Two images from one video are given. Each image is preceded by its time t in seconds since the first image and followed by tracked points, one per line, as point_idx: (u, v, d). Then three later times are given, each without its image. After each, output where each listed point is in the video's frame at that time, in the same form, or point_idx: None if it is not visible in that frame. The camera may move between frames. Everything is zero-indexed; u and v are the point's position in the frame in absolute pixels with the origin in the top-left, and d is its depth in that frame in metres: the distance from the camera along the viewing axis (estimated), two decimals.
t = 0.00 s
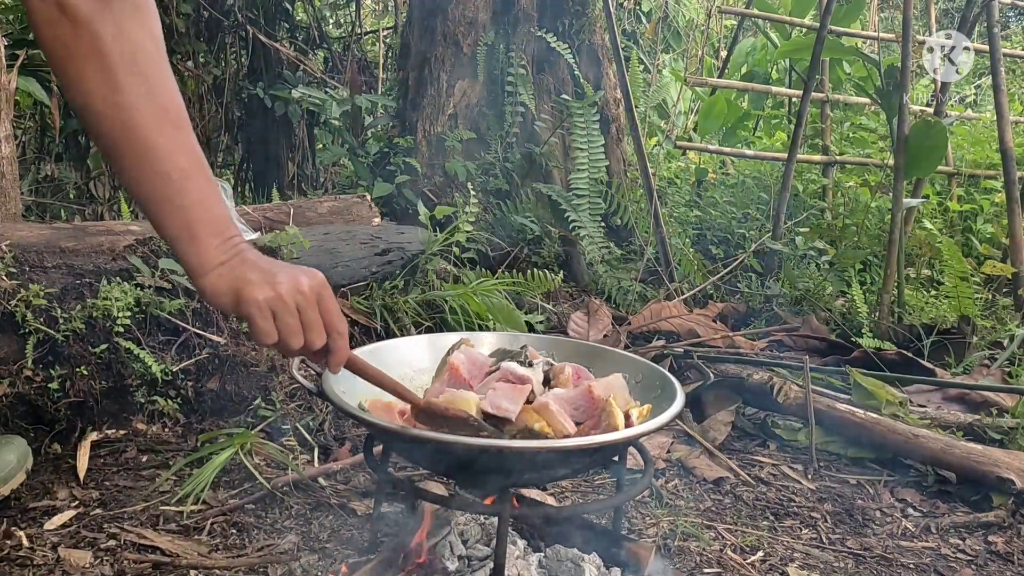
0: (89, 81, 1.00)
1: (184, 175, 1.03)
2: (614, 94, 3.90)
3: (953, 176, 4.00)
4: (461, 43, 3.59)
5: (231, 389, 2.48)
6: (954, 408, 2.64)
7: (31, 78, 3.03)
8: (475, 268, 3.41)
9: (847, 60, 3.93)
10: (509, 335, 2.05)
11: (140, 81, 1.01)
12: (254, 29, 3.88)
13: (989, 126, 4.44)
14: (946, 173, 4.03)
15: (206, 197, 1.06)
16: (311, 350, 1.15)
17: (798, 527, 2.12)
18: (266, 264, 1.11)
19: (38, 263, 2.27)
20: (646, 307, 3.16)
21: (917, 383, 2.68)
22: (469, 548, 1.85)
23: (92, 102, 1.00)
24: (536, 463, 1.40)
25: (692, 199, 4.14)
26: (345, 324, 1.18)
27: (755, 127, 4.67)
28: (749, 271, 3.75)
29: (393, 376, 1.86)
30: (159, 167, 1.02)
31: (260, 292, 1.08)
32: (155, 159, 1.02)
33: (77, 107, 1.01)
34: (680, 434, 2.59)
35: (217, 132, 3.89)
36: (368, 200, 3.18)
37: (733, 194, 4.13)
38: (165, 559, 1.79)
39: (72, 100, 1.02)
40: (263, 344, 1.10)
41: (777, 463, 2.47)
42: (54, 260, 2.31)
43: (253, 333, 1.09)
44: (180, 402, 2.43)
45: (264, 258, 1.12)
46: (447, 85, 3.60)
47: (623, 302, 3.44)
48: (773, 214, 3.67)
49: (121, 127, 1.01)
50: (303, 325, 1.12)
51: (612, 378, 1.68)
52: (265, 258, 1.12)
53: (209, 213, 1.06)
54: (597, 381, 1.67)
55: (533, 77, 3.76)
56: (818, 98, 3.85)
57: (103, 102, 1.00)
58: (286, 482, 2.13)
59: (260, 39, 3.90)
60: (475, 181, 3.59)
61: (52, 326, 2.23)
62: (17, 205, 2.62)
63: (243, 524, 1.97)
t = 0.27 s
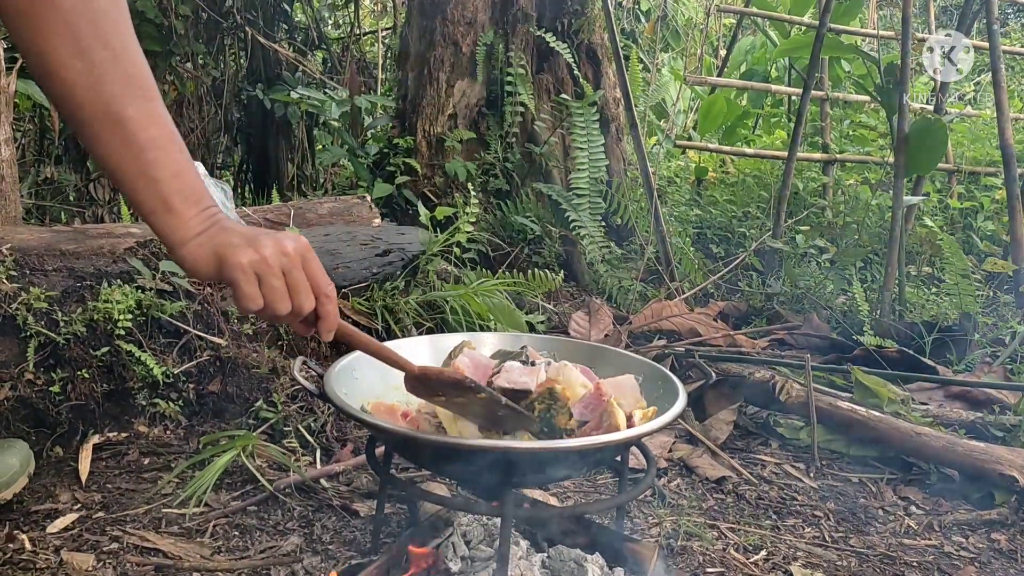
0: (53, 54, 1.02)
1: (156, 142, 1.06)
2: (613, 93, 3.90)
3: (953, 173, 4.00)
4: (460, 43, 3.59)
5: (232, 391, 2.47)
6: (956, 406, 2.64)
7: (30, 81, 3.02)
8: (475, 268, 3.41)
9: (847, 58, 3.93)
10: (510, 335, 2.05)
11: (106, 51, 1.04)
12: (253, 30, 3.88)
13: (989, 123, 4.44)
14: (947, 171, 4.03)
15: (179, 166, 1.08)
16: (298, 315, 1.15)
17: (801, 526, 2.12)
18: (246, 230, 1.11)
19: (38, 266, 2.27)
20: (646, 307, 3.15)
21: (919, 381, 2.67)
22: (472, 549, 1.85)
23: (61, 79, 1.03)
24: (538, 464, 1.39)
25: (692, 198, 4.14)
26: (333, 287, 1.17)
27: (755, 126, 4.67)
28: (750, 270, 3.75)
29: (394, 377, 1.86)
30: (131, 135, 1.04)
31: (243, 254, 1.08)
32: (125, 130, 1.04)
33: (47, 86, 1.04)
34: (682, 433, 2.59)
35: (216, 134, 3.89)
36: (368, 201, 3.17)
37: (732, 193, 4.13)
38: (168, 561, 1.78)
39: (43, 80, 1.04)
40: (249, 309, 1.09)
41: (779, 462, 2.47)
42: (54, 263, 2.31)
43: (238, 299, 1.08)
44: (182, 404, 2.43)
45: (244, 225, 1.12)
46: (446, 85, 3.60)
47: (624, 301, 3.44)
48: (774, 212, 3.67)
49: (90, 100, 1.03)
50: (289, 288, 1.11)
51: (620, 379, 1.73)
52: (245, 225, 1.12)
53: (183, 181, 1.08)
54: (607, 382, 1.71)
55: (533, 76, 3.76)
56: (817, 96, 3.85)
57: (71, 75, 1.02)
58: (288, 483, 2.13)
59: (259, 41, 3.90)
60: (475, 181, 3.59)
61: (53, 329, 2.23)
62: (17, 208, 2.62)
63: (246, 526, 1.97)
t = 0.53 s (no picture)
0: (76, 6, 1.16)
1: (171, 78, 1.18)
2: (614, 93, 3.90)
3: (953, 174, 4.01)
4: (461, 43, 3.59)
5: (231, 389, 2.47)
6: (955, 406, 2.64)
7: (31, 79, 3.01)
8: (475, 267, 3.41)
9: (847, 58, 3.93)
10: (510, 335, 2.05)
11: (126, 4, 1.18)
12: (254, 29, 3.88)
13: (989, 124, 4.44)
14: (947, 172, 4.03)
15: (196, 97, 1.21)
16: (319, 239, 1.21)
17: (800, 526, 2.12)
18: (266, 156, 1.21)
19: (37, 264, 2.27)
20: (646, 306, 3.15)
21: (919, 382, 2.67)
22: (470, 547, 1.84)
23: (87, 31, 1.17)
24: (536, 464, 1.39)
25: (692, 198, 4.14)
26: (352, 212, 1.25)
27: (755, 126, 4.67)
28: (750, 270, 3.75)
29: (394, 376, 1.86)
30: (153, 73, 1.18)
31: (267, 172, 1.17)
32: (147, 69, 1.17)
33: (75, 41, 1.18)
34: (681, 433, 2.59)
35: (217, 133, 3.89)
36: (368, 200, 3.17)
37: (732, 193, 4.13)
38: (167, 560, 1.79)
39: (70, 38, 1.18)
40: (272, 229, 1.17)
41: (778, 462, 2.47)
42: (54, 261, 2.30)
43: (264, 215, 1.16)
44: (181, 402, 2.42)
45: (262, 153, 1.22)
46: (446, 84, 3.60)
47: (624, 301, 3.44)
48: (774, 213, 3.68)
49: (114, 42, 1.17)
50: (310, 207, 1.19)
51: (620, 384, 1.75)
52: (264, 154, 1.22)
53: (201, 113, 1.20)
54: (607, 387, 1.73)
55: (533, 76, 3.76)
56: (818, 97, 3.85)
57: (97, 26, 1.16)
58: (287, 482, 2.13)
59: (260, 40, 3.90)
60: (475, 180, 3.59)
61: (52, 327, 2.24)
62: (17, 206, 2.62)
63: (245, 525, 1.97)
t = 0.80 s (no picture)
0: None
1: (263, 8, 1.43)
2: (614, 92, 3.90)
3: (953, 173, 4.01)
4: (461, 42, 3.59)
5: (232, 387, 2.47)
6: (955, 405, 2.64)
7: (31, 78, 3.01)
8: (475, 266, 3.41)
9: (847, 57, 3.92)
10: (511, 333, 2.05)
11: None
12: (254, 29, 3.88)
13: (990, 123, 4.44)
14: (948, 172, 4.03)
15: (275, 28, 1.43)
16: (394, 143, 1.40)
17: (800, 524, 2.12)
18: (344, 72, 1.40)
19: (38, 262, 2.27)
20: (646, 305, 3.15)
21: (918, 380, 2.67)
22: (470, 545, 1.85)
23: None
24: (535, 461, 1.39)
25: (692, 197, 4.14)
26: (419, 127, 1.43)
27: (755, 126, 4.67)
28: (750, 269, 3.75)
29: (395, 373, 1.87)
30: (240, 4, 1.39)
31: (352, 79, 1.37)
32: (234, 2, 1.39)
33: None
34: (681, 432, 2.59)
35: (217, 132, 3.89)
36: (369, 198, 3.18)
37: (732, 192, 4.13)
38: (167, 557, 1.79)
39: None
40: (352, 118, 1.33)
41: (779, 460, 2.47)
42: (54, 259, 2.31)
43: (350, 115, 1.34)
44: (181, 400, 2.42)
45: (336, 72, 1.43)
46: (447, 84, 3.60)
47: (624, 300, 3.44)
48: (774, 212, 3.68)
49: None
50: (388, 113, 1.38)
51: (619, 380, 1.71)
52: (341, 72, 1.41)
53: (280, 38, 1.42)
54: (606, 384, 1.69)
55: (533, 75, 3.76)
56: (818, 96, 3.85)
57: None
58: (287, 480, 2.13)
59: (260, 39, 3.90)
60: (475, 179, 3.59)
61: (52, 325, 2.24)
62: (18, 205, 2.62)
63: (245, 522, 1.97)
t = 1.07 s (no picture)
0: None
1: None
2: (616, 92, 3.90)
3: (955, 174, 4.02)
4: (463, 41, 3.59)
5: (233, 386, 2.47)
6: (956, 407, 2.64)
7: (32, 77, 3.00)
8: (476, 266, 3.41)
9: (849, 58, 3.92)
10: (512, 334, 2.05)
11: None
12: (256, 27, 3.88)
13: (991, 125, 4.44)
14: (949, 173, 4.04)
15: None
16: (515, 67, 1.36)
17: (800, 526, 2.12)
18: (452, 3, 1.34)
19: (39, 261, 2.28)
20: (647, 306, 3.15)
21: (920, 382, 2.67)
22: (471, 546, 1.83)
23: None
24: (537, 461, 1.39)
25: (693, 197, 4.14)
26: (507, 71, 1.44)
27: (757, 126, 4.67)
28: (751, 270, 3.75)
29: (396, 373, 1.87)
30: None
31: None
32: None
33: None
34: (682, 433, 2.59)
35: (218, 131, 3.89)
36: (370, 198, 3.17)
37: (733, 193, 4.13)
38: (168, 557, 1.79)
39: None
40: None
41: (779, 461, 2.47)
42: (56, 257, 2.32)
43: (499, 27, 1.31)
44: (182, 399, 2.43)
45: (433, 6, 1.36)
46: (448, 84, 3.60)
47: (624, 300, 3.44)
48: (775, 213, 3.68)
49: None
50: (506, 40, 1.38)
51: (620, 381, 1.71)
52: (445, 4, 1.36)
53: None
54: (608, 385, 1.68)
55: (535, 75, 3.76)
56: (820, 97, 3.85)
57: None
58: (288, 480, 2.13)
59: (262, 38, 3.90)
60: (477, 179, 3.59)
61: (54, 324, 2.25)
62: (19, 204, 2.62)
63: (245, 522, 1.97)
